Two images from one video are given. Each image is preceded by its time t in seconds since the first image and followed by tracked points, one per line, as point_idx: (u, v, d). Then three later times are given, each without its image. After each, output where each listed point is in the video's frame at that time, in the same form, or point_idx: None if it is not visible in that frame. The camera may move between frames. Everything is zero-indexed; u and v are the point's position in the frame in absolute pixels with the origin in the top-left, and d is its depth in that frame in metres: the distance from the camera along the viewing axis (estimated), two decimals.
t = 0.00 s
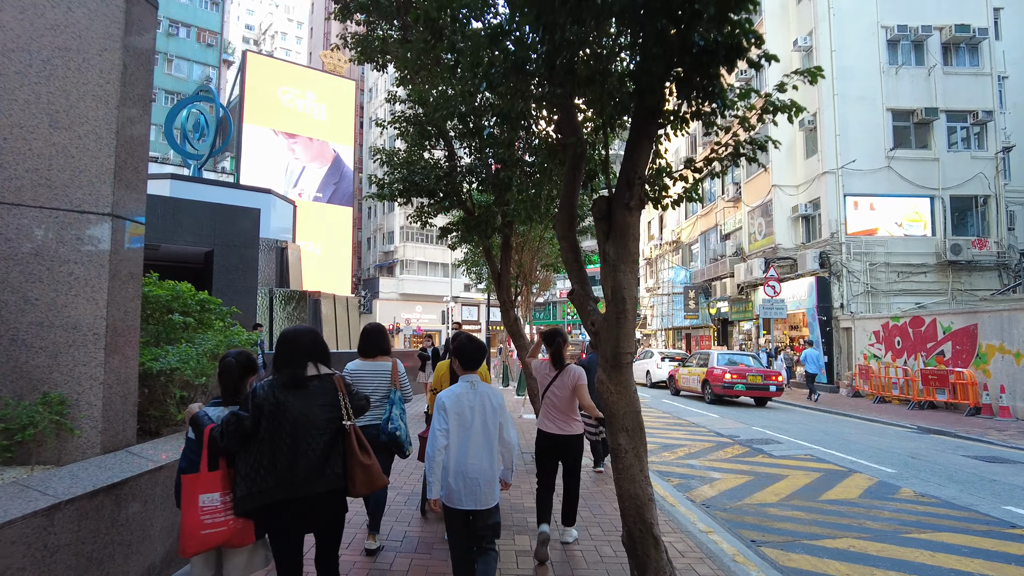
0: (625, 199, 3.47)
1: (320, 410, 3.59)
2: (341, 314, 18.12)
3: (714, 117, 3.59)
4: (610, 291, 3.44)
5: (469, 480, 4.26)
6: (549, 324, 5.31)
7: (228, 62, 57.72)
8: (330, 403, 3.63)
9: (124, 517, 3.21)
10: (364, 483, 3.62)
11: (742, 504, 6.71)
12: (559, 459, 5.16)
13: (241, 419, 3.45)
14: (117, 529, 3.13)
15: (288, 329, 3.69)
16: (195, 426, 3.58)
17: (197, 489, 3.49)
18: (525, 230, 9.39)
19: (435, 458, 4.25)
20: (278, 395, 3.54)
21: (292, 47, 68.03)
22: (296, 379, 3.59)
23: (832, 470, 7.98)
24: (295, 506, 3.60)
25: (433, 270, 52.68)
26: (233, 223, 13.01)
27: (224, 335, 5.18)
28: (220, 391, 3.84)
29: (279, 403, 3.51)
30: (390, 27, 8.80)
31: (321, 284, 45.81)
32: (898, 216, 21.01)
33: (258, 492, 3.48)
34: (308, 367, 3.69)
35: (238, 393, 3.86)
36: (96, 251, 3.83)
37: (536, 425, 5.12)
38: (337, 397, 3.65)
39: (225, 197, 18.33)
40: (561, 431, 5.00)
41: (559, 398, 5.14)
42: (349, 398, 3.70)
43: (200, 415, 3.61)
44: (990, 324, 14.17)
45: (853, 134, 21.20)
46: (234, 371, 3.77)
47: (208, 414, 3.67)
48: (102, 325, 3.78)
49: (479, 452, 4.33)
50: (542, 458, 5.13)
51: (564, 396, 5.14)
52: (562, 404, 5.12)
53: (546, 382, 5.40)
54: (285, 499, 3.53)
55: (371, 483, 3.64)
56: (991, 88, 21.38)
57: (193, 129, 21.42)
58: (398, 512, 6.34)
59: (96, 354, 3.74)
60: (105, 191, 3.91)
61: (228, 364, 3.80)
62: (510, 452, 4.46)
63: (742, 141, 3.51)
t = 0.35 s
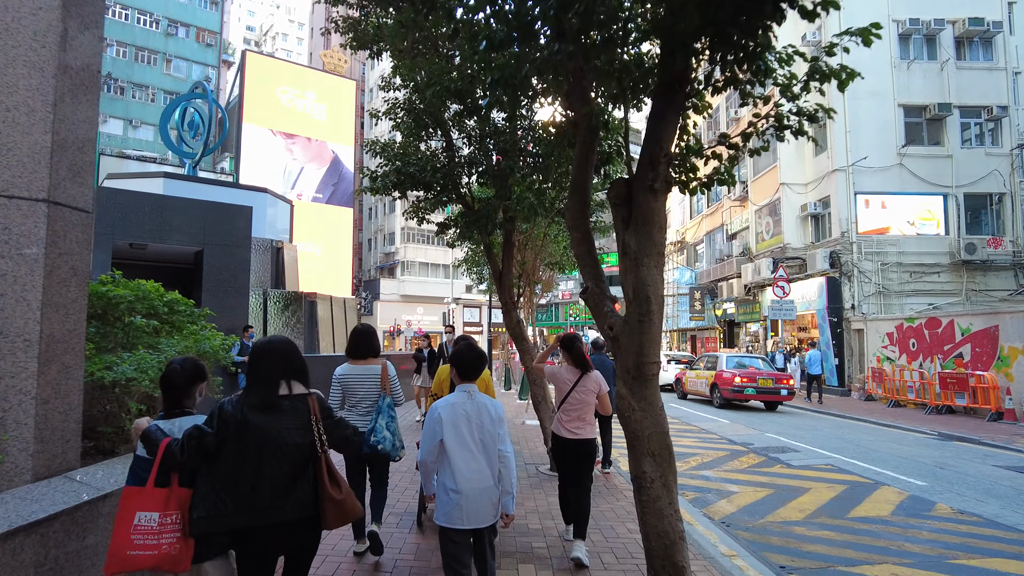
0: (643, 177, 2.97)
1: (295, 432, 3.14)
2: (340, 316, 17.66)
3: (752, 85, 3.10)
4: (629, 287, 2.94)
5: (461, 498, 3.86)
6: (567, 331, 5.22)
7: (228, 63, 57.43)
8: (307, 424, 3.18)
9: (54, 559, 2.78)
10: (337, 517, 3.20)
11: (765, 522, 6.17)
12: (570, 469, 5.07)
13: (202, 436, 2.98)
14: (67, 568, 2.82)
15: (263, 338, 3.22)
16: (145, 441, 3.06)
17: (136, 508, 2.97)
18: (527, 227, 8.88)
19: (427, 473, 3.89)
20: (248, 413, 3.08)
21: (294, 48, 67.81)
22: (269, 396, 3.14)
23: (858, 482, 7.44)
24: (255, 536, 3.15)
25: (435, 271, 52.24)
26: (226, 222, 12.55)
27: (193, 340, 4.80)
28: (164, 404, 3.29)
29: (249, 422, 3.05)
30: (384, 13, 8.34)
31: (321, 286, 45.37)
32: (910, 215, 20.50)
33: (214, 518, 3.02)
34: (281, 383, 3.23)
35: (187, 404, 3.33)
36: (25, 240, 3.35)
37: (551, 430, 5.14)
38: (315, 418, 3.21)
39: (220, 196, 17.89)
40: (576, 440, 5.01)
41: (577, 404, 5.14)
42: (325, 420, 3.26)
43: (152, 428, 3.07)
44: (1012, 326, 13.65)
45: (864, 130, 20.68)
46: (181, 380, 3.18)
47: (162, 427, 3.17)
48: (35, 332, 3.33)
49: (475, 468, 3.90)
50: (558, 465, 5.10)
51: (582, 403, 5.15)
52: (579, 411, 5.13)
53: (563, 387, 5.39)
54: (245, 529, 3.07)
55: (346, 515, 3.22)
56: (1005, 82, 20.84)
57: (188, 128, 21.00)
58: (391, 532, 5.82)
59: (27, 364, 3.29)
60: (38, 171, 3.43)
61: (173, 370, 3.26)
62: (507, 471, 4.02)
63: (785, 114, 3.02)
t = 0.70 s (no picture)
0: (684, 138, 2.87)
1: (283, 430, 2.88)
2: (339, 316, 17.20)
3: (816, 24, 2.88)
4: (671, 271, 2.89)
5: (469, 499, 3.64)
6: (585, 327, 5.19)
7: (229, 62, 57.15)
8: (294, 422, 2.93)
9: None
10: (330, 520, 2.94)
11: (796, 537, 5.67)
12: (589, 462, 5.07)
13: (177, 437, 2.70)
14: None
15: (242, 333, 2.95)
16: (118, 444, 2.85)
17: (99, 512, 2.74)
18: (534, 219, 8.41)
19: (434, 472, 3.70)
20: (230, 411, 2.80)
21: (296, 48, 67.59)
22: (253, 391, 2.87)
23: (891, 492, 6.94)
24: (239, 547, 2.87)
25: (437, 272, 51.81)
26: (221, 218, 12.09)
27: (164, 338, 4.85)
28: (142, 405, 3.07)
29: (232, 421, 2.78)
30: None
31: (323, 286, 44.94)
32: (925, 212, 19.97)
33: (195, 527, 2.73)
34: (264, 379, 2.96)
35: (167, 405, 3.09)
36: None
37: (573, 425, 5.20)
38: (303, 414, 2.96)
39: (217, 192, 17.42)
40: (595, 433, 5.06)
41: (596, 400, 5.16)
42: (314, 416, 3.03)
43: (126, 430, 2.89)
44: None
45: (878, 126, 20.14)
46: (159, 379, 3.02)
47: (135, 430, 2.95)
48: None
49: (481, 467, 3.68)
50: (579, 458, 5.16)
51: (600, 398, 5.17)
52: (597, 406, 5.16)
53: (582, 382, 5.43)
54: (230, 538, 2.79)
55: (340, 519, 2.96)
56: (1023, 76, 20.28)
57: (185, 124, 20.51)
58: (387, 546, 5.37)
59: None
60: None
61: (152, 370, 3.07)
62: (519, 474, 3.76)
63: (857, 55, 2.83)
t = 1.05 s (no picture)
0: (742, 93, 2.74)
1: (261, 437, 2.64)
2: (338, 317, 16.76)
3: None
4: (725, 251, 2.70)
5: (474, 521, 3.30)
6: (608, 332, 5.47)
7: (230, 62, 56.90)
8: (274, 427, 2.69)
9: None
10: (301, 531, 2.64)
11: (828, 557, 5.17)
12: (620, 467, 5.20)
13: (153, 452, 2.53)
14: None
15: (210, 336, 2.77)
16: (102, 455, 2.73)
17: (103, 541, 2.62)
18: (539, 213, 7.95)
19: (433, 493, 3.30)
20: (205, 420, 2.59)
21: (297, 49, 67.36)
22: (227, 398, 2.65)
23: (925, 506, 6.44)
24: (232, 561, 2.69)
25: (439, 273, 51.37)
26: (217, 214, 11.64)
27: (127, 338, 4.68)
28: (142, 406, 2.94)
29: (207, 431, 2.58)
30: None
31: (323, 287, 44.57)
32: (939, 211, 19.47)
33: (179, 547, 2.56)
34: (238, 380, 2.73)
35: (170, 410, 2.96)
36: None
37: (602, 429, 5.42)
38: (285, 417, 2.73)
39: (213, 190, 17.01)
40: (622, 435, 5.26)
41: (622, 404, 5.35)
42: (295, 416, 2.78)
43: (112, 440, 2.76)
44: None
45: (890, 122, 19.66)
46: (158, 381, 2.88)
47: (123, 438, 2.80)
48: None
49: (485, 484, 3.35)
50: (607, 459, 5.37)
51: (628, 401, 5.37)
52: (624, 408, 5.38)
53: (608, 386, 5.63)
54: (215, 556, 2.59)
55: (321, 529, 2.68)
56: None
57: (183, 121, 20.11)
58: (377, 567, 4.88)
59: None
60: None
61: (150, 370, 2.94)
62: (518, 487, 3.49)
63: None
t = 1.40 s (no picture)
0: (826, 30, 2.39)
1: (230, 456, 2.35)
2: (337, 319, 16.30)
3: None
4: (810, 234, 2.29)
5: (467, 530, 3.22)
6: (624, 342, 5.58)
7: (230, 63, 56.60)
8: (247, 446, 2.40)
9: None
10: (288, 558, 2.39)
11: None
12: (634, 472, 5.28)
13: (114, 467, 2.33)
14: None
15: (186, 345, 2.49)
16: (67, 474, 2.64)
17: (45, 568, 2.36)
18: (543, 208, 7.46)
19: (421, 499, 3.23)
20: (167, 435, 2.32)
21: (299, 50, 67.09)
22: (195, 412, 2.36)
23: (965, 524, 5.93)
24: None
25: (440, 275, 50.93)
26: (208, 213, 11.18)
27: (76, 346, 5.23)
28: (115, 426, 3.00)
29: (169, 447, 2.30)
30: None
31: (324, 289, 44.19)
32: (953, 210, 18.97)
33: None
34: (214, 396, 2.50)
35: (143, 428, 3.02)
36: None
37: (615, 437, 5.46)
38: (262, 436, 2.43)
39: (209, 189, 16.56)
40: (637, 442, 5.33)
41: (636, 411, 5.45)
42: (273, 437, 2.48)
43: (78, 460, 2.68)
44: None
45: (903, 118, 19.17)
46: (135, 400, 3.03)
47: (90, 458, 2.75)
48: None
49: (477, 492, 3.29)
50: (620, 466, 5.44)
51: (643, 409, 5.46)
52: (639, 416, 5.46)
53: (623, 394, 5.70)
54: None
55: (303, 552, 2.44)
56: None
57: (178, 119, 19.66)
58: None
59: None
60: None
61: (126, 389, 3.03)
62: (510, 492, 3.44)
63: None
